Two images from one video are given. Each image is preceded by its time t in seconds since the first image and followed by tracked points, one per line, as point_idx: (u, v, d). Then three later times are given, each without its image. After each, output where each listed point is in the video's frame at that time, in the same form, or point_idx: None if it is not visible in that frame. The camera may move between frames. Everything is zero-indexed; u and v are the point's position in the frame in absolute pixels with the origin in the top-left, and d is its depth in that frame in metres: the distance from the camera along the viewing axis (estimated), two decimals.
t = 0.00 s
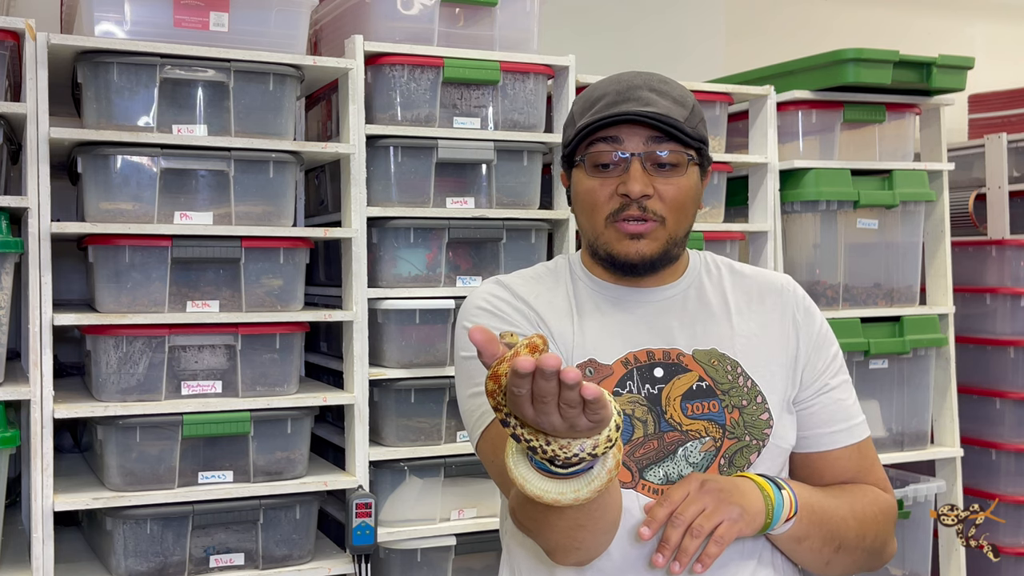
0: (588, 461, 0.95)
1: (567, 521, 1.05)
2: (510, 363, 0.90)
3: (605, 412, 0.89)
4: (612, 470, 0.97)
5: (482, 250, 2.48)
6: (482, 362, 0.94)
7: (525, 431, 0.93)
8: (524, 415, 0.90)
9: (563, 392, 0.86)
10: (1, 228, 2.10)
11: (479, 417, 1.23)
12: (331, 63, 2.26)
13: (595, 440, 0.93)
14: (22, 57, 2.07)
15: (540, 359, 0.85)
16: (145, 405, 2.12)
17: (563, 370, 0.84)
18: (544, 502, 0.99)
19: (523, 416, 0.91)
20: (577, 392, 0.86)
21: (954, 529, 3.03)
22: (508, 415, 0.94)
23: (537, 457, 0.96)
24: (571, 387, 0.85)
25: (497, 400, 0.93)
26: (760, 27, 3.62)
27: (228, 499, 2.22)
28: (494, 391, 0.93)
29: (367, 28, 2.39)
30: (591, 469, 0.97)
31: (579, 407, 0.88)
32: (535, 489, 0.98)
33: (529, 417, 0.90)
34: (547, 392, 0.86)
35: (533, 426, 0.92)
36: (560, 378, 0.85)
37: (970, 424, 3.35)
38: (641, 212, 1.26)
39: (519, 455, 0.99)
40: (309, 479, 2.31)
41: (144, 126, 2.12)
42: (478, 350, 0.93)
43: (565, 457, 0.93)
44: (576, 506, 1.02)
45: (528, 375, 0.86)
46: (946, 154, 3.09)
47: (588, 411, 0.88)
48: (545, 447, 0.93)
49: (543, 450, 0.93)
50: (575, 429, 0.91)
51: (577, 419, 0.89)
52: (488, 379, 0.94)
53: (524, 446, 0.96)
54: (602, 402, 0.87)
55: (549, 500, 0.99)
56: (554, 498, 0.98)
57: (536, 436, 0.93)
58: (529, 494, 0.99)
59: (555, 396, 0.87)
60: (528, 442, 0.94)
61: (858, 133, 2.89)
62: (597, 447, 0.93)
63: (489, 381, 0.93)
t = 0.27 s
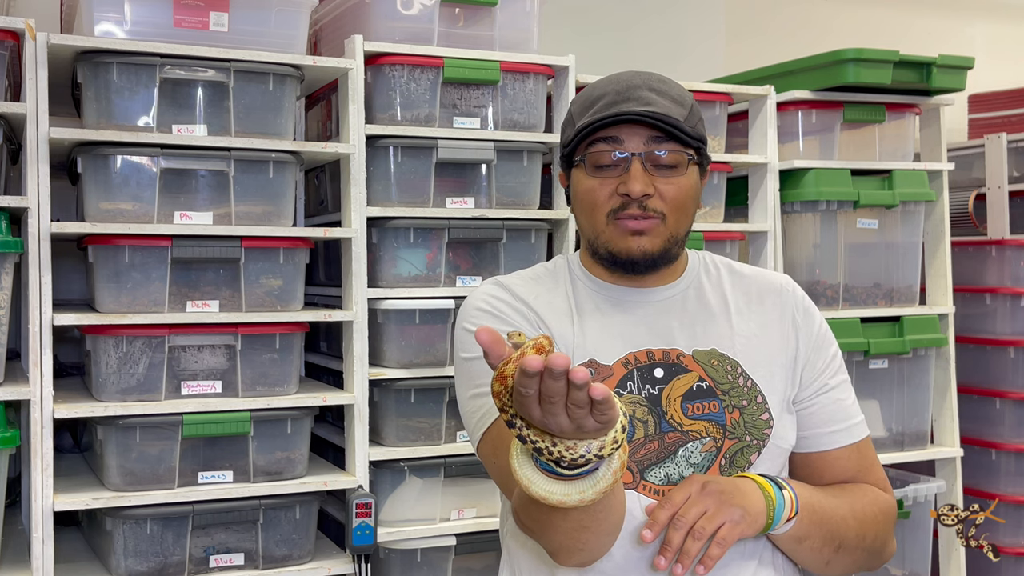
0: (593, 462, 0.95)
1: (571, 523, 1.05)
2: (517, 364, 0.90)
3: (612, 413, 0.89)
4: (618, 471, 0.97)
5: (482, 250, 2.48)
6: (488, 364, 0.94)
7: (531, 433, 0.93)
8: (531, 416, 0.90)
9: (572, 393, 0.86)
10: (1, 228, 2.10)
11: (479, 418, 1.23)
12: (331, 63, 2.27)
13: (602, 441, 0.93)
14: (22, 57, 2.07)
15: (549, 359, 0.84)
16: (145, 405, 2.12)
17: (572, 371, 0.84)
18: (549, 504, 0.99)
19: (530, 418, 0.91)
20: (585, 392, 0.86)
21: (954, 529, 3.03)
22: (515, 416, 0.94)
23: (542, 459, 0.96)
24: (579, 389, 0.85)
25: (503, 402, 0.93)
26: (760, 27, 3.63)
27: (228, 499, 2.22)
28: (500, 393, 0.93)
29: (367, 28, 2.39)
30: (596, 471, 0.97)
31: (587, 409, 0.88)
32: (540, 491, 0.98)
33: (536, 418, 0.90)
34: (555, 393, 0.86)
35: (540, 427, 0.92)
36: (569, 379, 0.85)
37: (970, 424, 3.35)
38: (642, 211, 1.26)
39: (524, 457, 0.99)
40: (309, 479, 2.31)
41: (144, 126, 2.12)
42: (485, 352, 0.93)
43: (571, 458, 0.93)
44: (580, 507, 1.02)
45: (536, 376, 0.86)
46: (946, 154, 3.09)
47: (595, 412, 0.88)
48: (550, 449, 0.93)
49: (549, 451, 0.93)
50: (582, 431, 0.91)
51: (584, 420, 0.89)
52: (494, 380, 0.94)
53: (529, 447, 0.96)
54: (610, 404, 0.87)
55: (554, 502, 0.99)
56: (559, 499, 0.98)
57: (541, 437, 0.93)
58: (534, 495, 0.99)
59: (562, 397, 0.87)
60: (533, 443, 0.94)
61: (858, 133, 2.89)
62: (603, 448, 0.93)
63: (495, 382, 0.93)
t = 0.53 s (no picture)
0: (593, 459, 0.95)
1: (572, 522, 1.05)
2: (517, 358, 0.90)
3: (613, 407, 0.89)
4: (618, 468, 0.97)
5: (482, 251, 2.48)
6: (489, 360, 0.94)
7: (532, 429, 0.93)
8: (531, 411, 0.90)
9: (573, 384, 0.86)
10: (1, 228, 2.10)
11: (479, 418, 1.23)
12: (331, 63, 2.27)
13: (602, 437, 0.93)
14: (22, 57, 2.07)
15: (550, 351, 0.85)
16: (145, 405, 2.12)
17: (573, 362, 0.84)
18: (549, 502, 0.99)
19: (530, 412, 0.91)
20: (585, 385, 0.86)
21: (954, 529, 3.03)
22: (515, 413, 0.94)
23: (542, 456, 0.96)
24: (580, 380, 0.85)
25: (504, 398, 0.93)
26: (760, 27, 3.62)
27: (228, 499, 2.22)
28: (501, 389, 0.93)
29: (367, 28, 2.39)
30: (596, 468, 0.97)
31: (588, 401, 0.88)
32: (540, 488, 0.98)
33: (536, 412, 0.90)
34: (556, 384, 0.87)
35: (540, 423, 0.92)
36: (570, 369, 0.85)
37: (970, 424, 3.35)
38: (639, 215, 1.26)
39: (524, 454, 0.99)
40: (309, 479, 2.31)
41: (144, 126, 2.12)
42: (486, 347, 0.93)
43: (571, 454, 0.93)
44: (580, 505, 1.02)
45: (537, 369, 0.86)
46: (946, 154, 3.09)
47: (596, 406, 0.88)
48: (551, 444, 0.93)
49: (549, 447, 0.93)
50: (582, 425, 0.91)
51: (584, 414, 0.89)
52: (495, 376, 0.94)
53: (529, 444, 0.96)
54: (611, 396, 0.87)
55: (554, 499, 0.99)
56: (559, 497, 0.98)
57: (541, 433, 0.93)
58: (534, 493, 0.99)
59: (563, 389, 0.87)
60: (534, 440, 0.94)
61: (858, 133, 2.89)
62: (603, 444, 0.93)
63: (496, 378, 0.93)
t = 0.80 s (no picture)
0: (591, 462, 0.95)
1: (571, 523, 1.05)
2: (514, 361, 0.90)
3: (610, 411, 0.89)
4: (616, 471, 0.97)
5: (482, 251, 2.48)
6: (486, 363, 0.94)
7: (529, 432, 0.93)
8: (528, 414, 0.90)
9: (569, 388, 0.86)
10: (1, 228, 2.10)
11: (479, 420, 1.23)
12: (331, 63, 2.27)
13: (599, 440, 0.93)
14: (22, 57, 2.07)
15: (547, 353, 0.84)
16: (145, 405, 2.12)
17: (570, 365, 0.84)
18: (547, 503, 0.99)
19: (528, 414, 0.90)
20: (583, 388, 0.86)
21: (954, 529, 3.03)
22: (512, 416, 0.94)
23: (540, 458, 0.96)
24: (577, 383, 0.85)
25: (501, 401, 0.93)
26: (760, 27, 3.62)
27: (228, 499, 2.22)
28: (498, 392, 0.93)
29: (367, 28, 2.39)
30: (594, 470, 0.97)
31: (585, 404, 0.87)
32: (538, 490, 0.98)
33: (534, 414, 0.90)
34: (553, 388, 0.86)
35: (537, 426, 0.92)
36: (567, 373, 0.85)
37: (970, 424, 3.35)
38: (636, 215, 1.26)
39: (522, 456, 0.99)
40: (309, 479, 2.31)
41: (144, 126, 2.12)
42: (483, 349, 0.93)
43: (568, 457, 0.93)
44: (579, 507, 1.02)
45: (534, 372, 0.86)
46: (946, 154, 3.09)
47: (593, 409, 0.88)
48: (548, 447, 0.93)
49: (547, 450, 0.93)
50: (579, 428, 0.90)
51: (581, 417, 0.89)
52: (492, 379, 0.94)
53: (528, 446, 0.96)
54: (608, 399, 0.87)
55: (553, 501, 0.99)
56: (557, 499, 0.98)
57: (539, 436, 0.93)
58: (532, 495, 0.99)
59: (561, 392, 0.87)
60: (531, 443, 0.94)
61: (858, 133, 2.89)
62: (601, 447, 0.93)
63: (493, 381, 0.93)
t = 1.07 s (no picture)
0: (589, 461, 0.95)
1: (571, 523, 1.05)
2: (512, 359, 0.90)
3: (608, 408, 0.89)
4: (615, 470, 0.97)
5: (482, 250, 2.48)
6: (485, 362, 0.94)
7: (527, 431, 0.93)
8: (527, 412, 0.90)
9: (566, 385, 0.86)
10: (1, 228, 2.10)
11: (479, 420, 1.23)
12: (331, 63, 2.27)
13: (597, 439, 0.93)
14: (22, 57, 2.07)
15: (545, 349, 0.84)
16: (145, 405, 2.12)
17: (568, 361, 0.84)
18: (546, 503, 0.99)
19: (525, 413, 0.90)
20: (580, 384, 0.86)
21: (954, 529, 3.03)
22: (510, 414, 0.94)
23: (539, 457, 0.96)
24: (574, 379, 0.85)
25: (500, 399, 0.93)
26: (760, 28, 3.62)
27: (228, 499, 2.22)
28: (496, 391, 0.93)
29: (367, 28, 2.39)
30: (593, 469, 0.97)
31: (581, 401, 0.88)
32: (537, 489, 0.98)
33: (530, 413, 0.90)
34: (548, 386, 0.87)
35: (534, 424, 0.92)
36: (563, 370, 0.85)
37: (970, 424, 3.35)
38: (637, 214, 1.26)
39: (521, 455, 0.99)
40: (309, 479, 2.31)
41: (144, 126, 2.12)
42: (481, 349, 0.93)
43: (567, 456, 0.93)
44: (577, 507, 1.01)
45: (532, 369, 0.86)
46: (946, 154, 3.09)
47: (591, 407, 0.88)
48: (546, 446, 0.93)
49: (545, 449, 0.93)
50: (577, 426, 0.91)
51: (579, 415, 0.89)
52: (491, 378, 0.94)
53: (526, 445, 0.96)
54: (605, 396, 0.87)
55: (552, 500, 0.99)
56: (555, 499, 0.98)
57: (537, 434, 0.93)
58: (531, 495, 0.99)
59: (558, 389, 0.87)
60: (530, 441, 0.94)
61: (858, 133, 2.89)
62: (599, 446, 0.93)
63: (491, 380, 0.93)
